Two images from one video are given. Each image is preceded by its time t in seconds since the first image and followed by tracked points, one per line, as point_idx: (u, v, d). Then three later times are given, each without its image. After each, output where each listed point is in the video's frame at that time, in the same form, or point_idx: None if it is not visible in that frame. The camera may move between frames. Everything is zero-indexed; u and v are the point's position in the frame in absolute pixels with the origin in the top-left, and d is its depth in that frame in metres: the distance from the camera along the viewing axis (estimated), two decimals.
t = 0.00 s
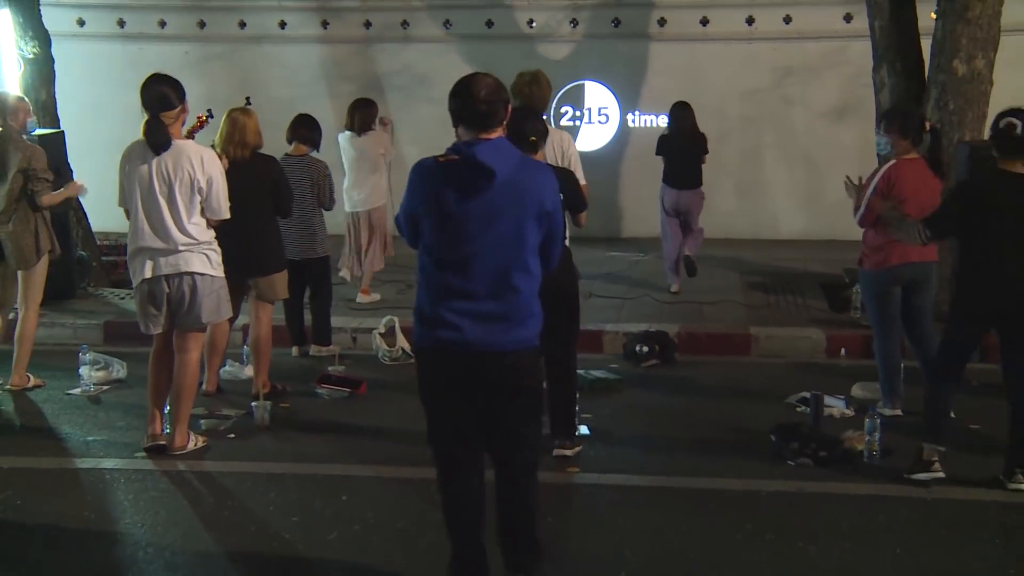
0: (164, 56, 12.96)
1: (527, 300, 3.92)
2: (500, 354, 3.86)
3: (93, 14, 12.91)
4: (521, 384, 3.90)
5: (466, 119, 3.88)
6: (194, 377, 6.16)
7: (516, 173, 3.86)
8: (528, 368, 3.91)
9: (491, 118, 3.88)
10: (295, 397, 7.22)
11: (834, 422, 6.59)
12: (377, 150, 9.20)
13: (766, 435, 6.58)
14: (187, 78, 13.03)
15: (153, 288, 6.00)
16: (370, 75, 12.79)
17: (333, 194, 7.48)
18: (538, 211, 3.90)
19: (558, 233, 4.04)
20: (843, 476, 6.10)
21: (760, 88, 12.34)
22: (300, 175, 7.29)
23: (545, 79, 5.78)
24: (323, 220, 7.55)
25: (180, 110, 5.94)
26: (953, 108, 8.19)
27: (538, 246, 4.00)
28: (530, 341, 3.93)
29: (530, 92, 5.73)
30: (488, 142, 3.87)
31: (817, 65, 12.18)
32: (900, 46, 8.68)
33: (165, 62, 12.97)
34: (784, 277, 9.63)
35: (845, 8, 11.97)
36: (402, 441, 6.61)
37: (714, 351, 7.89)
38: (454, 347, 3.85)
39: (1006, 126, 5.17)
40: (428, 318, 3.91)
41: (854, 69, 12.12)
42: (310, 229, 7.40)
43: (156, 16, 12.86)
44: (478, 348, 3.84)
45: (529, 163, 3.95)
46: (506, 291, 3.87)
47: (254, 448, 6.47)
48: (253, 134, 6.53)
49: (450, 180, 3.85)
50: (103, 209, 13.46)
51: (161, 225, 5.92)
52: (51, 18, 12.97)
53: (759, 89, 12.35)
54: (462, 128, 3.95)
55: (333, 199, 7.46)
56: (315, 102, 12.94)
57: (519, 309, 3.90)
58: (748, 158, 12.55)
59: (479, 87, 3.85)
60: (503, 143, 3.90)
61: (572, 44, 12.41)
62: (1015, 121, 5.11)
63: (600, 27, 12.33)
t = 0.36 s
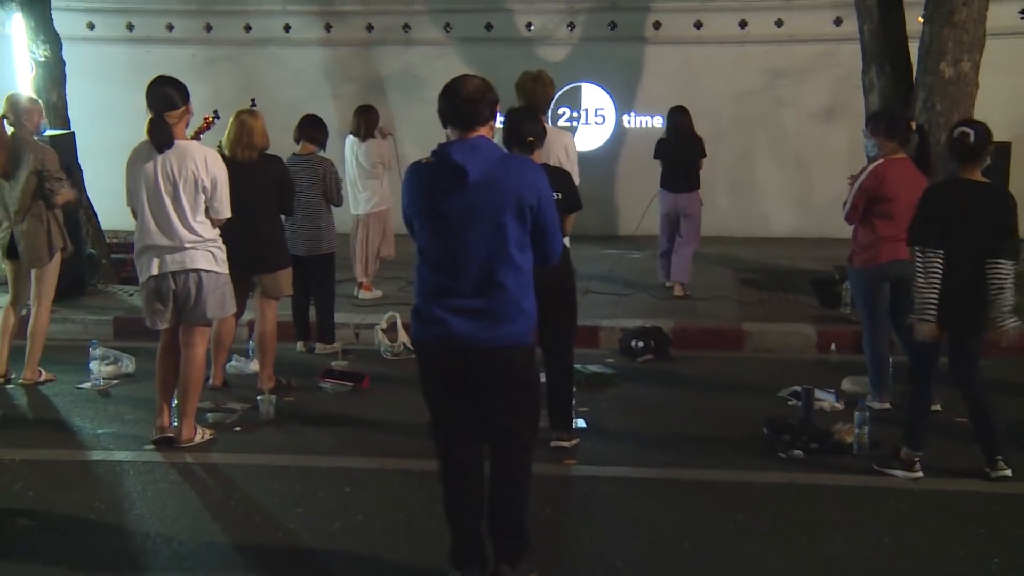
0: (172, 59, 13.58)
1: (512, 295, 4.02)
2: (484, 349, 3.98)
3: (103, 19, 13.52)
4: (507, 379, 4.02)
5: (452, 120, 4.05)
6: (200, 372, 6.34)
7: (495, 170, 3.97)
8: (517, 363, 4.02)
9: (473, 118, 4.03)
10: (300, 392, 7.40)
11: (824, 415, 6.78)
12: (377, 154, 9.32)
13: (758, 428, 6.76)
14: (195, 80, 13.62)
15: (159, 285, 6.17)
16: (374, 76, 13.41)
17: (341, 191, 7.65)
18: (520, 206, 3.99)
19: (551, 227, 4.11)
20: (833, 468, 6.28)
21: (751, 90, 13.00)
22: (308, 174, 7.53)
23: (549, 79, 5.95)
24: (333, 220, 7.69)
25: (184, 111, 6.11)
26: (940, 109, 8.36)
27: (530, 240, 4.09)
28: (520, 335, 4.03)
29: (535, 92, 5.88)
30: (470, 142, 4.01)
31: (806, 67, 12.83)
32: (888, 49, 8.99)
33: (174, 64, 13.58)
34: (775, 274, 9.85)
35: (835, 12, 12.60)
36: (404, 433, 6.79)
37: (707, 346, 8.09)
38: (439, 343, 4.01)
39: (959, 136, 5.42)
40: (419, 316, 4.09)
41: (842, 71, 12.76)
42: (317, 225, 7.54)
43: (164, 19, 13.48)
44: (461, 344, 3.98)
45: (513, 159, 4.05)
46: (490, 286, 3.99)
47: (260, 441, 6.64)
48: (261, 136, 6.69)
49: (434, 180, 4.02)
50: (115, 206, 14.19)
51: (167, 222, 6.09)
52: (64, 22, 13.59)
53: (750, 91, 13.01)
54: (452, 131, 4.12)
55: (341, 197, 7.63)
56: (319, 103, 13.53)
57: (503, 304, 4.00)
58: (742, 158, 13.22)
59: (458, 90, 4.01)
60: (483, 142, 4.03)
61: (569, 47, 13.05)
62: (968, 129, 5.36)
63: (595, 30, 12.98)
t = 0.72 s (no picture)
0: (177, 64, 13.94)
1: (510, 294, 4.15)
2: (479, 346, 4.15)
3: (110, 25, 13.88)
4: (501, 376, 4.16)
5: (462, 124, 4.26)
6: (203, 368, 6.53)
7: (494, 171, 4.13)
8: (514, 363, 4.15)
9: (480, 122, 4.22)
10: (302, 388, 7.58)
11: (812, 411, 6.96)
12: (385, 156, 9.64)
13: (748, 424, 6.95)
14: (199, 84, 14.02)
15: (165, 284, 6.34)
16: (374, 82, 13.82)
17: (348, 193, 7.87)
18: (518, 207, 4.11)
19: (557, 229, 4.20)
20: (821, 462, 6.46)
21: (743, 94, 13.40)
22: (317, 176, 7.69)
23: (556, 86, 6.11)
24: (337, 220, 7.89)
25: (188, 115, 6.28)
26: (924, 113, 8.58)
27: (534, 242, 4.21)
28: (518, 334, 4.16)
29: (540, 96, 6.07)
30: (475, 145, 4.21)
31: (797, 73, 13.26)
32: (875, 54, 9.28)
33: (178, 69, 13.99)
34: (764, 273, 10.06)
35: (823, 19, 13.02)
36: (404, 429, 6.97)
37: (699, 344, 8.29)
38: (441, 341, 4.21)
39: (954, 136, 5.58)
40: (429, 315, 4.30)
41: (830, 76, 13.20)
42: (325, 227, 7.75)
43: (170, 26, 13.84)
44: (458, 341, 4.16)
45: (517, 161, 4.18)
46: (487, 285, 4.14)
47: (263, 436, 6.82)
48: (262, 139, 6.87)
49: (439, 182, 4.23)
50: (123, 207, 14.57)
51: (171, 223, 6.25)
52: (73, 30, 13.93)
53: (741, 96, 13.41)
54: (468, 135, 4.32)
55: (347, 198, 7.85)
56: (321, 107, 13.96)
57: (499, 303, 4.14)
58: (732, 163, 13.62)
59: (466, 94, 4.21)
60: (489, 145, 4.20)
61: (564, 52, 13.43)
62: (962, 130, 5.51)
63: (589, 36, 13.36)
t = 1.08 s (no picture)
0: (184, 70, 14.67)
1: (536, 298, 4.24)
2: (506, 348, 4.23)
3: (118, 32, 14.61)
4: (524, 377, 4.25)
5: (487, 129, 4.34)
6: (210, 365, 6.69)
7: (522, 175, 4.21)
8: (537, 363, 4.25)
9: (505, 127, 4.30)
10: (305, 386, 7.77)
11: (802, 409, 7.15)
12: (395, 155, 10.02)
13: (740, 421, 7.13)
14: (206, 89, 14.71)
15: (171, 283, 6.50)
16: (376, 87, 14.52)
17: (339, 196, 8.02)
18: (545, 211, 4.20)
19: (581, 233, 4.30)
20: (811, 458, 6.63)
21: (734, 99, 14.09)
22: (313, 180, 7.88)
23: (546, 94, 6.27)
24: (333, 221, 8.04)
25: (193, 119, 6.44)
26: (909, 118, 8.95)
27: (558, 245, 4.31)
28: (544, 335, 4.25)
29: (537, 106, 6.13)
30: (501, 149, 4.28)
31: (787, 78, 13.93)
32: (861, 60, 9.67)
33: (186, 74, 14.68)
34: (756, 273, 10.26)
35: (813, 27, 13.67)
36: (405, 426, 7.14)
37: (693, 342, 8.47)
38: (469, 343, 4.28)
39: (953, 136, 5.73)
40: (454, 317, 4.37)
41: (815, 83, 13.88)
42: (320, 229, 7.91)
43: (176, 33, 14.55)
44: (486, 343, 4.24)
45: (542, 166, 4.27)
46: (516, 287, 4.22)
47: (267, 433, 7.00)
48: (264, 142, 7.03)
49: (465, 186, 4.29)
50: (131, 206, 15.17)
51: (178, 225, 6.42)
52: (82, 36, 14.66)
53: (733, 100, 14.10)
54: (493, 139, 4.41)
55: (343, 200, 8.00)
56: (324, 112, 14.64)
57: (525, 306, 4.23)
58: (724, 166, 14.33)
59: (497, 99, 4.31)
60: (515, 150, 4.28)
61: (560, 59, 14.14)
62: (960, 131, 5.68)
63: (584, 43, 14.04)
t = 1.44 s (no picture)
0: (190, 76, 14.91)
1: (541, 297, 4.42)
2: (510, 344, 4.41)
3: (126, 39, 14.87)
4: (527, 372, 4.45)
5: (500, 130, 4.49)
6: (214, 363, 6.86)
7: (535, 178, 4.39)
8: (539, 360, 4.44)
9: (519, 130, 4.46)
10: (307, 384, 7.95)
11: (792, 406, 7.34)
12: (397, 159, 10.19)
13: (732, 417, 7.31)
14: (211, 94, 14.96)
15: (177, 283, 6.67)
16: (378, 93, 14.75)
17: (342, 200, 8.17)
18: (556, 214, 4.39)
19: (585, 238, 4.51)
20: (800, 454, 6.81)
21: (727, 103, 14.30)
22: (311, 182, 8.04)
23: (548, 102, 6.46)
24: (332, 225, 8.24)
25: (200, 123, 6.61)
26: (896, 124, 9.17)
27: (562, 249, 4.50)
28: (546, 334, 4.45)
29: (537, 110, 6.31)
30: (515, 151, 4.44)
31: (778, 83, 14.13)
32: (850, 66, 9.92)
33: (192, 80, 14.92)
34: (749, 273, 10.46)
35: (802, 34, 13.91)
36: (405, 423, 7.33)
37: (686, 340, 8.67)
38: (473, 337, 4.44)
39: (929, 140, 5.90)
40: (455, 312, 4.52)
41: (805, 88, 14.10)
42: (318, 230, 8.10)
43: (183, 40, 14.81)
44: (490, 338, 4.41)
45: (552, 171, 4.46)
46: (523, 286, 4.40)
47: (271, 429, 7.18)
48: (266, 146, 7.22)
49: (478, 185, 4.44)
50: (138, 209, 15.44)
51: (184, 226, 6.59)
52: (91, 43, 14.95)
53: (725, 104, 14.30)
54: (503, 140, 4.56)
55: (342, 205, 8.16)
56: (326, 116, 14.88)
57: (532, 304, 4.41)
58: (718, 168, 14.52)
59: (511, 102, 4.44)
60: (529, 153, 4.45)
61: (557, 64, 14.35)
62: (935, 136, 5.84)
63: (581, 49, 14.26)
